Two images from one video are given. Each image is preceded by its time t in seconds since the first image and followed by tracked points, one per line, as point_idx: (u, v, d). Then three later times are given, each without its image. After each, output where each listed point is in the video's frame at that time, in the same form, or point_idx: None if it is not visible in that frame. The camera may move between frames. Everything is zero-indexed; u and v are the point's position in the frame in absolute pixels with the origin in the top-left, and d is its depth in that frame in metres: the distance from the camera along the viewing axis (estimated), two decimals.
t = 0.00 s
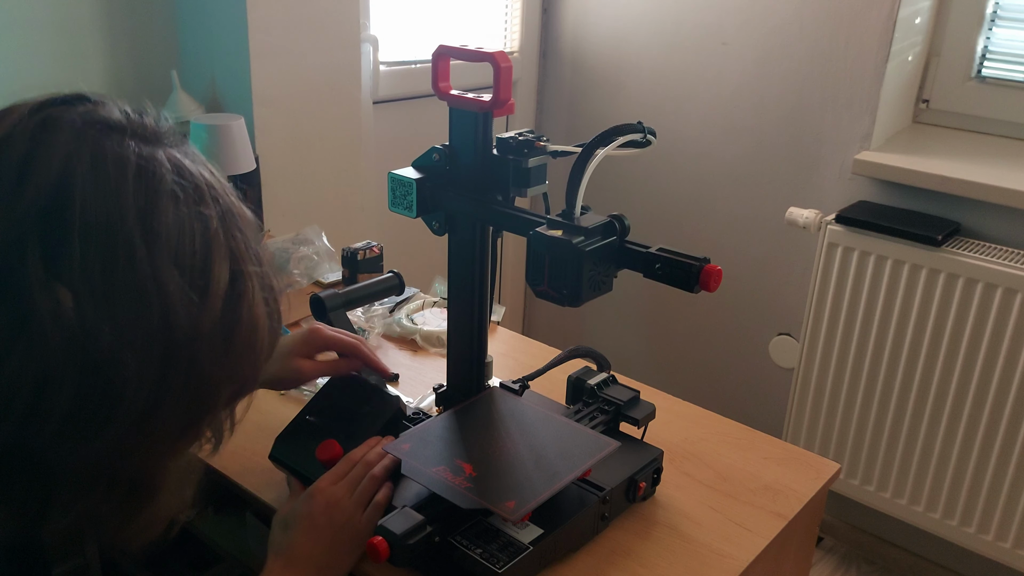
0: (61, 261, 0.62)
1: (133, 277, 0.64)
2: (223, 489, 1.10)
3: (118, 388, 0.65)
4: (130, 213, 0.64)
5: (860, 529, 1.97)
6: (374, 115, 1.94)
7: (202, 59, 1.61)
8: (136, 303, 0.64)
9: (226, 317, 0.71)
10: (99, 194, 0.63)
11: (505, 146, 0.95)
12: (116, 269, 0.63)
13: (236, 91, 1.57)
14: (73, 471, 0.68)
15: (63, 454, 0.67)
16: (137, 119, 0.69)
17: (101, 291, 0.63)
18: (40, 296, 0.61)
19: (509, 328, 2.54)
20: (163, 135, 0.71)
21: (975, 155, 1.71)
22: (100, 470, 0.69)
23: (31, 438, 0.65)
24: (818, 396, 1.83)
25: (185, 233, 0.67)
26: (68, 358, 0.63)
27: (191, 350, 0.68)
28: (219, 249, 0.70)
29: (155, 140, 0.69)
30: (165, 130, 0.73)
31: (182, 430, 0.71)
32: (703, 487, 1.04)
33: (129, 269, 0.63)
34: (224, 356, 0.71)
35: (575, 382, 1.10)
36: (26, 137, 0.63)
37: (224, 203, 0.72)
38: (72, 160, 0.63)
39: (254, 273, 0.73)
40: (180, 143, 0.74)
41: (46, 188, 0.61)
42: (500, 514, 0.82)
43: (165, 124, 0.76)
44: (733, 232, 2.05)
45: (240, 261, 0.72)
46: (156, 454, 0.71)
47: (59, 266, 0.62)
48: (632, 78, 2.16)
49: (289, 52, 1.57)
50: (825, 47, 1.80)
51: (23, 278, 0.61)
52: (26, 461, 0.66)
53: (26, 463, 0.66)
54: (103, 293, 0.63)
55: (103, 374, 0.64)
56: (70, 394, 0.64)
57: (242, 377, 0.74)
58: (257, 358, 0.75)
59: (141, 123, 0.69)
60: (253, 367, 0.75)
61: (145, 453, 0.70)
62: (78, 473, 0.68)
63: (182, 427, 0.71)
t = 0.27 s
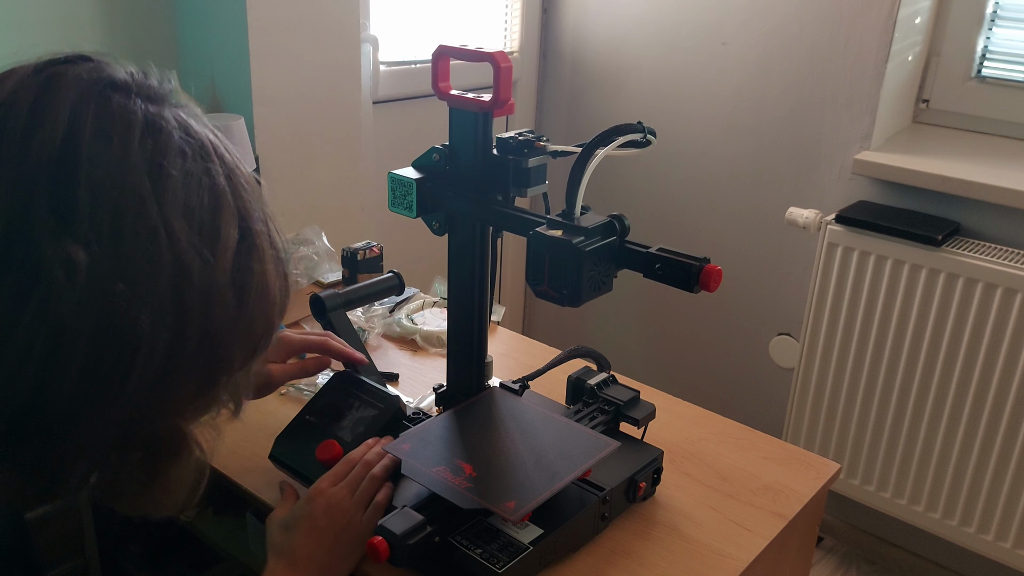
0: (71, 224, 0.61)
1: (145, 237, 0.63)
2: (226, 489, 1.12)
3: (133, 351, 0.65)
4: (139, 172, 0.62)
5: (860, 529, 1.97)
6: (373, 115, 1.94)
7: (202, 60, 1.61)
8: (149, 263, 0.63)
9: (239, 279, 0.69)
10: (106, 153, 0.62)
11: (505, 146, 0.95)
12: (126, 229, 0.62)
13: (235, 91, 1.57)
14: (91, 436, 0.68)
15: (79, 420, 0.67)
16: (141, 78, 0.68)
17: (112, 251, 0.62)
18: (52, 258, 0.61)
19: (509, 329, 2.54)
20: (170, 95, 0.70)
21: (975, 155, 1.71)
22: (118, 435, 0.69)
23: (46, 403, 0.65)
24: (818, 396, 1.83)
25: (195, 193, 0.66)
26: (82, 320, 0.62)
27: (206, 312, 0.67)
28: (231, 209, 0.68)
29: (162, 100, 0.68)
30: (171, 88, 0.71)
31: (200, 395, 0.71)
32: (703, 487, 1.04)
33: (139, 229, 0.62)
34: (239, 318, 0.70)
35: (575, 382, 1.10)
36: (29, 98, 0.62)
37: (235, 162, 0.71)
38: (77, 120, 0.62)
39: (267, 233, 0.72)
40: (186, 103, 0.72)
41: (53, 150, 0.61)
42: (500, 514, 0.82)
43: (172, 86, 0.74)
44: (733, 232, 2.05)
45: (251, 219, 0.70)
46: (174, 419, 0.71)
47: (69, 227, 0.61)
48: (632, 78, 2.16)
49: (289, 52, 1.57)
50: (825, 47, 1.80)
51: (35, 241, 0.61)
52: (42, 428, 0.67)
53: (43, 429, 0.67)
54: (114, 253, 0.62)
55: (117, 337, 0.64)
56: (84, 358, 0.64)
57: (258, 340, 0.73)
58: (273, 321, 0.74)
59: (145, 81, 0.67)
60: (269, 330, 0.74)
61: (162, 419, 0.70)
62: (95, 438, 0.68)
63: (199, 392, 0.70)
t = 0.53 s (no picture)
0: (73, 190, 0.65)
1: (145, 204, 0.68)
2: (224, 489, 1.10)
3: (133, 316, 0.69)
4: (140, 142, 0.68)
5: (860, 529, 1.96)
6: (373, 115, 1.94)
7: (202, 59, 1.61)
8: (149, 228, 0.68)
9: (233, 249, 0.75)
10: (107, 124, 0.67)
11: (505, 146, 0.95)
12: (127, 195, 0.67)
13: (236, 91, 1.57)
14: (88, 400, 0.72)
15: (84, 384, 0.71)
16: (140, 53, 0.73)
17: (113, 217, 0.67)
18: (53, 222, 0.65)
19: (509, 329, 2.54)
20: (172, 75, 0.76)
21: (975, 155, 1.71)
22: (117, 402, 0.73)
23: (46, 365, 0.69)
24: (818, 396, 1.83)
25: (193, 164, 0.72)
26: (84, 284, 0.67)
27: (204, 277, 0.72)
28: (227, 182, 0.74)
29: (161, 77, 0.73)
30: (169, 67, 0.77)
31: (197, 362, 0.75)
32: (702, 486, 1.04)
33: (143, 199, 0.68)
34: (237, 287, 0.75)
35: (575, 382, 1.10)
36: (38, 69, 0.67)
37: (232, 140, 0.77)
38: (80, 90, 0.67)
39: (262, 208, 0.78)
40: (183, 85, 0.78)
41: (59, 120, 0.65)
42: (500, 514, 0.82)
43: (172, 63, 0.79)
44: (733, 232, 2.05)
45: (249, 192, 0.77)
46: (171, 387, 0.75)
47: (70, 193, 0.65)
48: (632, 78, 2.16)
49: (289, 52, 1.57)
50: (826, 47, 1.80)
51: (36, 206, 0.65)
52: (48, 391, 0.71)
53: (40, 388, 0.71)
54: (115, 219, 0.67)
55: (119, 301, 0.68)
56: (86, 321, 0.68)
57: (255, 311, 0.78)
58: (268, 293, 0.79)
59: (146, 62, 0.73)
60: (266, 302, 0.79)
61: (163, 386, 0.74)
62: (95, 404, 0.72)
63: (198, 359, 0.75)
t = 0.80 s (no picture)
0: (27, 169, 0.55)
1: (113, 191, 0.57)
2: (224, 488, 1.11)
3: (102, 309, 0.60)
4: (114, 120, 0.57)
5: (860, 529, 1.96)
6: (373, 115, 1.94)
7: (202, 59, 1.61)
8: (116, 219, 0.57)
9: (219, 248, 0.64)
10: (77, 97, 0.56)
11: (505, 146, 0.95)
12: (93, 179, 0.56)
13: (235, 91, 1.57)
14: (49, 399, 0.63)
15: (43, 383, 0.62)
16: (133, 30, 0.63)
17: (75, 203, 0.56)
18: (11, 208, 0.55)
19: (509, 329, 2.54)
20: (169, 51, 0.65)
21: (975, 155, 1.71)
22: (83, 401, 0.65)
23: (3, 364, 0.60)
24: (818, 396, 1.83)
25: (177, 149, 0.60)
26: (43, 271, 0.57)
27: (183, 279, 0.62)
28: (217, 171, 0.63)
29: (152, 53, 0.62)
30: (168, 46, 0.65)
31: (176, 364, 0.66)
32: (703, 487, 1.04)
33: (111, 185, 0.57)
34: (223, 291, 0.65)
35: (575, 382, 1.09)
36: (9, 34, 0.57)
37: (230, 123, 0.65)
38: (50, 60, 0.57)
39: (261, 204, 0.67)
40: (190, 61, 0.68)
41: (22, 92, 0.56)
42: (500, 514, 0.82)
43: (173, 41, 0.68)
44: (733, 232, 2.05)
45: (244, 185, 0.65)
46: (148, 388, 0.67)
47: (29, 175, 0.55)
48: (632, 78, 2.16)
49: (289, 52, 1.57)
50: (826, 47, 1.80)
51: None
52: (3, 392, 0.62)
53: None
54: (78, 205, 0.56)
55: (83, 295, 0.59)
56: (48, 312, 0.59)
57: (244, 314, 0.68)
58: (259, 299, 0.69)
59: (137, 34, 0.62)
60: (257, 307, 0.70)
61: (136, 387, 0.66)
62: (58, 403, 0.64)
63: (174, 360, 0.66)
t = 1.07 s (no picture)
0: (42, 160, 0.58)
1: (120, 184, 0.58)
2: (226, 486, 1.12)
3: (102, 303, 0.61)
4: (124, 115, 0.58)
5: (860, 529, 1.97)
6: (374, 116, 1.94)
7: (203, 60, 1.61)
8: (122, 211, 0.59)
9: (226, 246, 0.64)
10: (89, 91, 0.58)
11: (506, 146, 0.95)
12: (101, 172, 0.58)
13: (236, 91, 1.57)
14: (59, 389, 0.65)
15: (51, 372, 0.64)
16: (161, 35, 0.65)
17: (82, 195, 0.58)
18: (20, 196, 0.58)
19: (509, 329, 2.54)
20: (198, 54, 0.67)
21: (975, 155, 1.71)
22: (87, 391, 0.66)
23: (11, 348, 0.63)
24: (818, 396, 1.83)
25: (187, 145, 0.61)
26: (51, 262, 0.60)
27: (185, 275, 0.62)
28: (232, 170, 0.63)
29: (176, 57, 0.64)
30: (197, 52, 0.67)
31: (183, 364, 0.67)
32: (703, 487, 1.04)
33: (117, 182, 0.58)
34: (224, 290, 0.65)
35: (576, 382, 1.10)
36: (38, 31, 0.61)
37: (252, 126, 0.66)
38: (69, 56, 0.59)
39: (275, 206, 0.67)
40: (218, 66, 0.70)
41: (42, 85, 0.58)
42: (501, 514, 0.82)
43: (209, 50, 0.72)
44: (733, 232, 2.05)
45: (259, 188, 0.66)
46: (154, 388, 0.67)
47: (42, 165, 0.58)
48: (632, 79, 2.16)
49: (289, 53, 1.57)
50: (826, 47, 1.80)
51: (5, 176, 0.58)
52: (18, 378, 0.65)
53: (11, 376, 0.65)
54: (84, 197, 0.58)
55: (85, 287, 0.60)
56: (56, 302, 0.61)
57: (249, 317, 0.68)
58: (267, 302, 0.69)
59: (164, 36, 0.65)
60: (264, 310, 0.69)
61: (141, 387, 0.67)
62: (63, 391, 0.66)
63: (178, 360, 0.66)
